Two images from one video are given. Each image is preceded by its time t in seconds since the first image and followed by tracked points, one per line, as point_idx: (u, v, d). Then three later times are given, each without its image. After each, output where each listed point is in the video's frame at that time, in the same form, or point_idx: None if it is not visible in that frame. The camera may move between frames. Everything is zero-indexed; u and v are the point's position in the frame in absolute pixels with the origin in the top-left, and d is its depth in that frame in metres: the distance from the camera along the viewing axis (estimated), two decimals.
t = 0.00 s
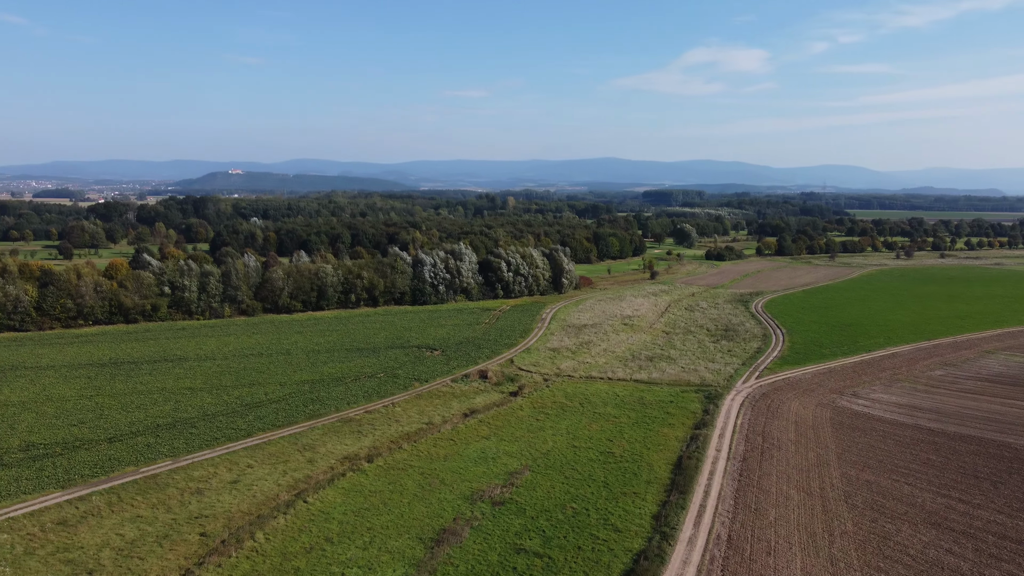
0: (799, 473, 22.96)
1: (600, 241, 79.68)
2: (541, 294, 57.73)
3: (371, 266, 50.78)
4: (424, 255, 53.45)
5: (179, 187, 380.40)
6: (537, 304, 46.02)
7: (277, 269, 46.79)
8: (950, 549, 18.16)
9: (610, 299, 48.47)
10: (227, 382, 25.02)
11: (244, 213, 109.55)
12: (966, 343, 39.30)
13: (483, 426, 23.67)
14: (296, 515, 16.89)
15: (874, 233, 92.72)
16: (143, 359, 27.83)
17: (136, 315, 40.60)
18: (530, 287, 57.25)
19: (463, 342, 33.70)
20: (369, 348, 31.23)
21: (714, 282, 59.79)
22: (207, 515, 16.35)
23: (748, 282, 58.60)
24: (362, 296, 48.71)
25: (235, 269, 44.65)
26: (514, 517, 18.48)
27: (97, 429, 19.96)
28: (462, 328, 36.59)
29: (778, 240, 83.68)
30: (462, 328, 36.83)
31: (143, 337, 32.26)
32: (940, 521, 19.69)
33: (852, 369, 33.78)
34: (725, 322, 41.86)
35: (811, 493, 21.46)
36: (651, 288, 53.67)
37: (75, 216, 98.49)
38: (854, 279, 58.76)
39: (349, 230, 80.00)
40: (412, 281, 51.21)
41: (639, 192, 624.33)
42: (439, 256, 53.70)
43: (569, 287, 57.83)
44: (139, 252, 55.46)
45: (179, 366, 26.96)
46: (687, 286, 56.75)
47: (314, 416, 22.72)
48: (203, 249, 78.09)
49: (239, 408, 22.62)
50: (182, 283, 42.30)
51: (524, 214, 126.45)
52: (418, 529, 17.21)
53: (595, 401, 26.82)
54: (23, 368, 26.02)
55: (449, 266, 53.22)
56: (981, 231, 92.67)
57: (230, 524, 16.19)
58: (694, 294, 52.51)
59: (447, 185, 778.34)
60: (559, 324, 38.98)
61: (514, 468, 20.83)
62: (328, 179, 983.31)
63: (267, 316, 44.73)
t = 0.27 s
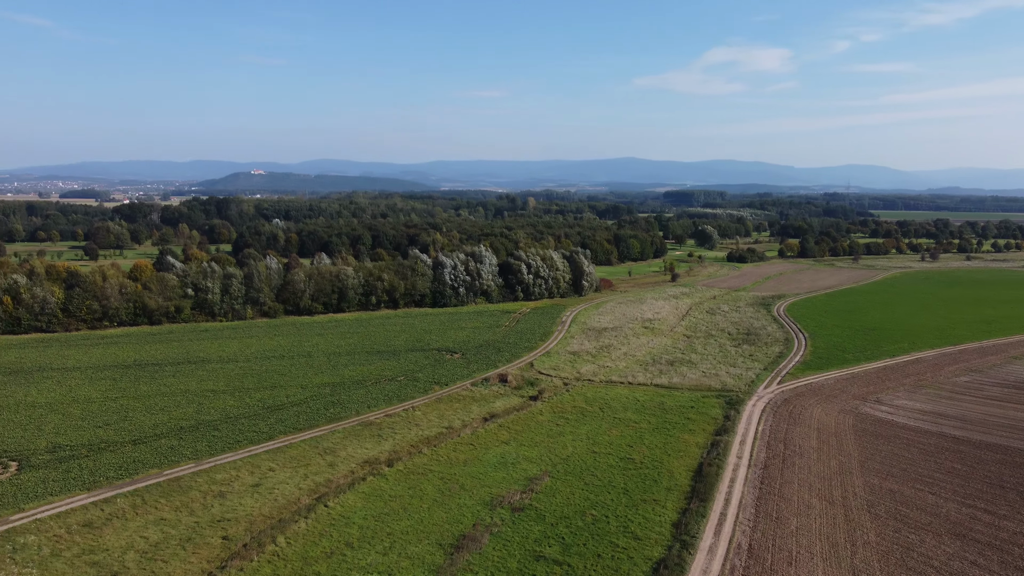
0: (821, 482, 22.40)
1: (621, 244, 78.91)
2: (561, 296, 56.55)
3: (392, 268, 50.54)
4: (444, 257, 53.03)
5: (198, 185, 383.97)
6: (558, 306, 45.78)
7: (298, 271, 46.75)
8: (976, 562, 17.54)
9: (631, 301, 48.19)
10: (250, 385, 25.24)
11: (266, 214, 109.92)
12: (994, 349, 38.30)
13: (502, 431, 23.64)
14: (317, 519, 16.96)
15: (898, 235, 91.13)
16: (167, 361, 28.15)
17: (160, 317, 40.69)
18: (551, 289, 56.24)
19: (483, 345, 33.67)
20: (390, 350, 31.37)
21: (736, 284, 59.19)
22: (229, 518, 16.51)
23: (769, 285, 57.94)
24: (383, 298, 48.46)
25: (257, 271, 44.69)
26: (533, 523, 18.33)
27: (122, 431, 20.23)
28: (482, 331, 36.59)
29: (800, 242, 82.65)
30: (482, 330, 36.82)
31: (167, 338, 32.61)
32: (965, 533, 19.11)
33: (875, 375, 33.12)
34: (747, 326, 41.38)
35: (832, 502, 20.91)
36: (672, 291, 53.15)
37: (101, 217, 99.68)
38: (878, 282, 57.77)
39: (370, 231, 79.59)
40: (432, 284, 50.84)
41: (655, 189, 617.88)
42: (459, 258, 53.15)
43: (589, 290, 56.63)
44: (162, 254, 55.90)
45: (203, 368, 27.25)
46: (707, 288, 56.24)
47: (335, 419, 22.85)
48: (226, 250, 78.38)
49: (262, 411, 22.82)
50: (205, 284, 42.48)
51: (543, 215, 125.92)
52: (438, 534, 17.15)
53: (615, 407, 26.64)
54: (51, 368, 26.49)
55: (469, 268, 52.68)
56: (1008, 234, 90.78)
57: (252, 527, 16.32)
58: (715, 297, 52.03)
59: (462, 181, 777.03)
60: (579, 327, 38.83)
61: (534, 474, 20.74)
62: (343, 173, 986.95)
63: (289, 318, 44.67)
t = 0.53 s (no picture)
0: (884, 495, 20.97)
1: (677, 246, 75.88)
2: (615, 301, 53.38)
3: (445, 270, 49.12)
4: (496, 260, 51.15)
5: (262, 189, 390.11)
6: (611, 310, 44.93)
7: (353, 273, 46.26)
8: None
9: (685, 305, 47.17)
10: (307, 386, 25.56)
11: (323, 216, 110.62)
12: None
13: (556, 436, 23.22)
14: (372, 522, 16.88)
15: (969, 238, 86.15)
16: (225, 361, 28.77)
17: (221, 317, 41.05)
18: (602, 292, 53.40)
19: (536, 348, 33.31)
20: (444, 352, 31.41)
21: (793, 288, 57.24)
22: (288, 518, 16.60)
23: (829, 289, 55.83)
24: (436, 301, 47.28)
25: (314, 273, 44.75)
26: (587, 532, 17.81)
27: (184, 429, 20.66)
28: (535, 334, 36.32)
29: (860, 245, 79.56)
30: (536, 333, 36.53)
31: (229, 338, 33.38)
32: None
33: (944, 385, 31.22)
34: (805, 332, 39.83)
35: (896, 517, 19.50)
36: (728, 295, 51.57)
37: (166, 219, 102.89)
38: (947, 288, 54.75)
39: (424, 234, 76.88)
40: (484, 286, 49.18)
41: (693, 185, 602.68)
42: (511, 261, 51.11)
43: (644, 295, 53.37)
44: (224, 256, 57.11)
45: (261, 368, 27.80)
46: (763, 292, 54.53)
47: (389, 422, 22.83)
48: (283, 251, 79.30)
49: (317, 412, 22.99)
50: (263, 285, 42.76)
51: (592, 214, 124.12)
52: (490, 540, 16.82)
53: (670, 413, 25.93)
54: (117, 367, 27.47)
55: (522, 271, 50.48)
56: None
57: (309, 528, 16.34)
58: (773, 301, 50.41)
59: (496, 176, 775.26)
60: (633, 331, 38.17)
61: (587, 481, 20.28)
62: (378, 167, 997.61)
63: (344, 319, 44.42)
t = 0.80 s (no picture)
0: (979, 514, 19.02)
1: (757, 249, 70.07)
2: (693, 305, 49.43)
3: (520, 272, 46.93)
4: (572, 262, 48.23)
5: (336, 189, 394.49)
6: (690, 315, 43.35)
7: (429, 275, 45.13)
8: None
9: (766, 311, 45.26)
10: (384, 388, 25.92)
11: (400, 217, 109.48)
12: None
13: (631, 443, 22.54)
14: (446, 525, 16.68)
15: None
16: (303, 360, 29.59)
17: (303, 317, 41.19)
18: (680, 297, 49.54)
19: (613, 353, 32.65)
20: (519, 356, 31.29)
21: (880, 295, 53.83)
22: (364, 518, 16.60)
23: (921, 297, 52.24)
24: (512, 303, 45.43)
25: (392, 275, 43.93)
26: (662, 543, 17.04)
27: (266, 428, 21.24)
28: (612, 338, 35.71)
29: (956, 250, 74.12)
30: (612, 338, 35.87)
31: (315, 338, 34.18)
32: None
33: None
34: (893, 341, 37.32)
35: (993, 538, 17.61)
36: (811, 301, 48.73)
37: (251, 220, 105.10)
38: None
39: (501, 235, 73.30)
40: (560, 289, 46.67)
41: (768, 183, 574.17)
42: (587, 263, 48.15)
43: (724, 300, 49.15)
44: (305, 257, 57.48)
45: (340, 368, 28.42)
46: (849, 298, 51.57)
47: (464, 425, 22.71)
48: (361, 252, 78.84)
49: (393, 413, 23.28)
50: (343, 286, 42.59)
51: (667, 212, 119.43)
52: (563, 548, 16.33)
53: (750, 422, 24.80)
54: (203, 364, 28.76)
55: (598, 274, 47.52)
56: None
57: (385, 529, 16.27)
58: (860, 308, 47.59)
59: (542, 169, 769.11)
60: (712, 337, 36.94)
61: (663, 491, 19.55)
62: (469, 170, 1000.62)
63: (422, 321, 43.34)
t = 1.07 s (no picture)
0: None
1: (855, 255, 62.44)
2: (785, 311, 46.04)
3: (607, 275, 44.53)
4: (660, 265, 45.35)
5: (426, 188, 393.20)
6: (782, 321, 41.03)
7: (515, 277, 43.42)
8: None
9: (863, 317, 42.31)
10: (469, 390, 25.94)
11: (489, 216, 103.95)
12: None
13: (721, 454, 21.65)
14: (530, 531, 16.37)
15: None
16: (391, 361, 29.99)
17: (392, 319, 40.98)
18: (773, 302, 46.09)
19: (701, 360, 31.49)
20: (605, 362, 30.71)
21: (993, 302, 48.97)
22: (449, 521, 16.46)
23: None
24: (599, 308, 43.16)
25: (479, 277, 42.49)
26: (753, 560, 16.15)
27: (354, 427, 21.56)
28: (702, 344, 34.49)
29: None
30: (702, 344, 34.58)
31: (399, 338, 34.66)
32: None
33: None
34: (1007, 351, 33.91)
35: None
36: (913, 309, 44.87)
37: (343, 220, 104.87)
38: None
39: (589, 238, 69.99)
40: (648, 293, 43.93)
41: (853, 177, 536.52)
42: (676, 267, 45.29)
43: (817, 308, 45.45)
44: (393, 259, 57.00)
45: (425, 369, 28.71)
46: (957, 305, 47.26)
47: (549, 430, 22.35)
48: (449, 253, 76.72)
49: (478, 416, 23.23)
50: (430, 287, 41.72)
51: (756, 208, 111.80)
52: (648, 560, 15.73)
53: (845, 436, 23.38)
54: (294, 362, 29.69)
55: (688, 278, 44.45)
56: None
57: (469, 533, 16.09)
58: (970, 316, 43.52)
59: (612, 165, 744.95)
60: (806, 345, 34.95)
61: (752, 505, 18.66)
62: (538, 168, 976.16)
63: (508, 324, 41.76)
